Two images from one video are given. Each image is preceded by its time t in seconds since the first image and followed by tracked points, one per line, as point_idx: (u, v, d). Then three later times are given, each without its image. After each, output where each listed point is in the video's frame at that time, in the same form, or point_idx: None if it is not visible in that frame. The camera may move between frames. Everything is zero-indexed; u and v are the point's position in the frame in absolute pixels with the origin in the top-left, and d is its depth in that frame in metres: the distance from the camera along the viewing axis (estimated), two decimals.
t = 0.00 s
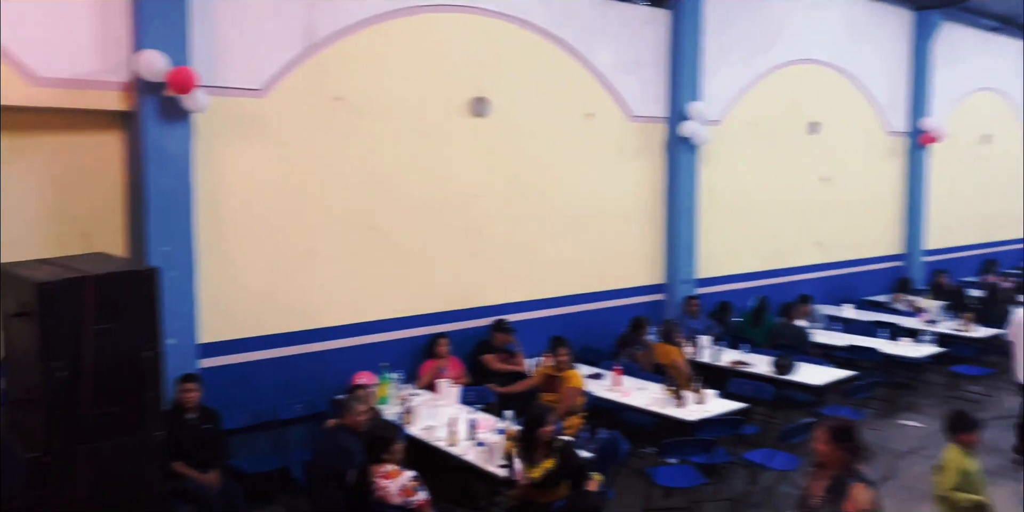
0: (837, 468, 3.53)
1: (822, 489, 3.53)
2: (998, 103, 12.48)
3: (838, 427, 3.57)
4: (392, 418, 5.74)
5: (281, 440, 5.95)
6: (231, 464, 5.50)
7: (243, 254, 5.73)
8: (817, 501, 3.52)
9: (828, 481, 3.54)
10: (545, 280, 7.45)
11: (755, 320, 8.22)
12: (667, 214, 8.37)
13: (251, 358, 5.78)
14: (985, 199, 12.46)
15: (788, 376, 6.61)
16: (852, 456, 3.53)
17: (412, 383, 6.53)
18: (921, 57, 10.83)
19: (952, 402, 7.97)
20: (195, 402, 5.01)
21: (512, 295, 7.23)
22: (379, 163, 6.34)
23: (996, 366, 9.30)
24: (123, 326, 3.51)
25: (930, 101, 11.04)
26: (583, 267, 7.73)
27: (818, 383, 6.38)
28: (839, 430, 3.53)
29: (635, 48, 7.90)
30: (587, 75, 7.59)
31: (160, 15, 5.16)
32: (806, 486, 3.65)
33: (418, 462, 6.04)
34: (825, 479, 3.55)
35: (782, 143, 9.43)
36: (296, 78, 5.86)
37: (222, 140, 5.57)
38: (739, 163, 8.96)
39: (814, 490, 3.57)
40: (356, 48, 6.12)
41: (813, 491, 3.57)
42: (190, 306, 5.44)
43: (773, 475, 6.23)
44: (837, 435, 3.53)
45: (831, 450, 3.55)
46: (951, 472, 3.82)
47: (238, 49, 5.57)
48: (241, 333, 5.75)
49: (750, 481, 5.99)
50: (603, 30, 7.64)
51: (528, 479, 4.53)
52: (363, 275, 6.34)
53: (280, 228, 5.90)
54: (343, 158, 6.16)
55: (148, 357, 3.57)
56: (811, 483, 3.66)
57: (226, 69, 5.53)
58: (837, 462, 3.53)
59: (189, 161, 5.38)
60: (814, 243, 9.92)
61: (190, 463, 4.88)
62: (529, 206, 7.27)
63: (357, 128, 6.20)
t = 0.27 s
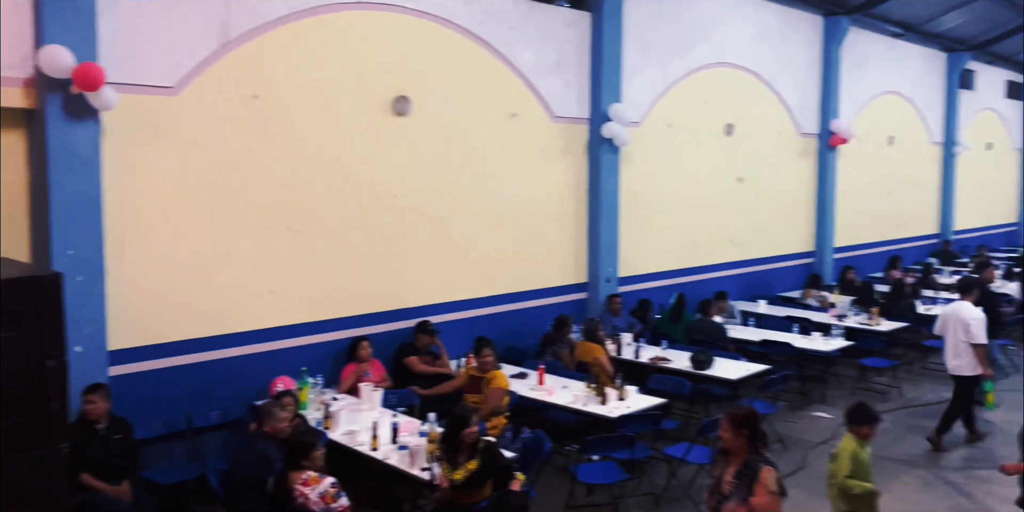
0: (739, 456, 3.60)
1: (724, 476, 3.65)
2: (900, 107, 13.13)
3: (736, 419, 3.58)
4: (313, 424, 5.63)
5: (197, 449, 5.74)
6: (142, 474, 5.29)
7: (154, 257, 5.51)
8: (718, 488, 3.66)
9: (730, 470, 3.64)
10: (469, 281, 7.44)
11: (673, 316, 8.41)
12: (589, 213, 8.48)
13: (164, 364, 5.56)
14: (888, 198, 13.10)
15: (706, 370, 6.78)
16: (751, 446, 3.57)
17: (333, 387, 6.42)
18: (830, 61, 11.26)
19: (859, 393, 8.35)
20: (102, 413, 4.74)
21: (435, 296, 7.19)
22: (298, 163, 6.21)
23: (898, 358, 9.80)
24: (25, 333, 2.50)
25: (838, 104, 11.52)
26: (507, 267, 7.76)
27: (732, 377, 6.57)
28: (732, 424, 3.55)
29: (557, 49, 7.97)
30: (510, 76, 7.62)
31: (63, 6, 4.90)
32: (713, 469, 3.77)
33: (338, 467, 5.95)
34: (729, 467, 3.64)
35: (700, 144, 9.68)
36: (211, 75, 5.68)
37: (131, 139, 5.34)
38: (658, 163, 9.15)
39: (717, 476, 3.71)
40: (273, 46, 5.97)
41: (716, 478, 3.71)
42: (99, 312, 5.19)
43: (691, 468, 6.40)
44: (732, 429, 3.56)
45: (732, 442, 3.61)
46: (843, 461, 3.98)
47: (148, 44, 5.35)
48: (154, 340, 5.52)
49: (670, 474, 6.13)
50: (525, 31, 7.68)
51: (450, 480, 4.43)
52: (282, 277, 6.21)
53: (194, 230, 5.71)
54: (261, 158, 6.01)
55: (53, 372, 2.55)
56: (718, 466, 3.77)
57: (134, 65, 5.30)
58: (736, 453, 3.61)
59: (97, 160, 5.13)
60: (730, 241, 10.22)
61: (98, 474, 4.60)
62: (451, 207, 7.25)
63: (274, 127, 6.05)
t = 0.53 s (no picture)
0: (669, 458, 3.41)
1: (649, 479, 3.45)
2: (824, 109, 13.61)
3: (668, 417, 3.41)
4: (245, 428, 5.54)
5: (123, 458, 5.51)
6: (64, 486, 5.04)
7: (75, 261, 5.30)
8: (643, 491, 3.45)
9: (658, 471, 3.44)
10: (404, 282, 7.40)
11: (608, 315, 8.50)
12: (525, 214, 8.52)
13: (87, 372, 5.35)
14: (814, 197, 13.57)
15: (640, 367, 6.89)
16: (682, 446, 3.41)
17: (266, 392, 6.30)
18: (757, 65, 11.59)
19: (786, 387, 8.63)
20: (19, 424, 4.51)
21: (370, 297, 7.13)
22: (227, 164, 6.07)
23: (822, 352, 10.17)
24: None
25: (765, 106, 11.87)
26: (443, 268, 7.75)
27: (665, 374, 6.68)
28: (664, 423, 3.38)
29: (492, 50, 7.99)
30: (445, 76, 7.60)
31: None
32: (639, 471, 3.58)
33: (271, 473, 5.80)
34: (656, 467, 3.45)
35: (634, 145, 9.84)
36: (135, 72, 5.49)
37: (48, 138, 5.12)
38: (593, 164, 9.27)
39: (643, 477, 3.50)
40: (200, 43, 5.81)
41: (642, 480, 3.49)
42: (16, 319, 4.94)
43: (626, 465, 6.52)
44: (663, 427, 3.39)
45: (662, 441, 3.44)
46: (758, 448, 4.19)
47: (66, 39, 5.14)
48: (76, 347, 5.31)
49: (604, 471, 6.24)
50: (459, 32, 7.67)
51: (388, 485, 4.25)
52: (212, 281, 6.05)
53: (118, 233, 5.51)
54: (188, 158, 5.83)
55: None
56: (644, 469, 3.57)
57: (52, 61, 5.09)
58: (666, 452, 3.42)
59: (12, 160, 4.91)
60: (663, 239, 10.43)
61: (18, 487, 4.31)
62: (386, 208, 7.19)
63: (202, 126, 5.89)
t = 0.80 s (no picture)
0: (616, 451, 3.31)
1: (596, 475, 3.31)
2: (764, 111, 13.93)
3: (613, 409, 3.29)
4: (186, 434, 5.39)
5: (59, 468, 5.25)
6: None
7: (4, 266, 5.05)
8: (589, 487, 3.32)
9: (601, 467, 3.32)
10: (349, 284, 7.33)
11: (556, 315, 8.61)
12: (471, 214, 8.51)
13: (18, 380, 5.11)
14: (754, 197, 13.88)
15: (587, 366, 6.92)
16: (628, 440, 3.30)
17: (207, 397, 6.16)
18: (699, 67, 11.81)
19: (729, 383, 8.81)
20: None
21: (314, 300, 7.04)
22: (166, 163, 5.89)
23: (763, 349, 10.41)
24: None
25: (708, 108, 12.10)
26: (389, 269, 7.69)
27: (611, 372, 6.74)
28: (611, 417, 3.23)
29: (437, 50, 7.96)
30: (390, 76, 7.54)
31: None
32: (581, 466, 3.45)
33: (213, 482, 5.64)
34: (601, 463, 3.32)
35: (580, 146, 9.92)
36: (69, 68, 5.27)
37: None
38: (540, 164, 9.32)
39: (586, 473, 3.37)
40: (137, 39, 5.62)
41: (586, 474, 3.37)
42: None
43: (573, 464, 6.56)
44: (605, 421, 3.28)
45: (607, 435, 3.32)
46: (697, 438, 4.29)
47: None
48: (6, 355, 5.06)
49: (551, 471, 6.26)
50: (405, 31, 7.62)
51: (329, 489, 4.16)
52: (150, 285, 5.86)
53: (51, 235, 5.27)
54: (125, 158, 5.64)
55: None
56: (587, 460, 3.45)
57: None
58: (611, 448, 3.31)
59: None
60: (608, 239, 10.54)
61: None
62: (330, 209, 7.11)
63: (140, 125, 5.70)
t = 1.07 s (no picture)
0: (563, 461, 3.07)
1: (541, 488, 3.06)
2: (703, 112, 14.20)
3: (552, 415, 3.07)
4: (117, 442, 5.17)
5: None
6: None
7: None
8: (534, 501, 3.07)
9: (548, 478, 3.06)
10: (288, 286, 7.21)
11: (498, 314, 8.58)
12: (413, 214, 8.46)
13: None
14: (694, 197, 14.15)
15: (530, 366, 6.92)
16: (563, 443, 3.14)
17: (140, 403, 5.98)
18: (639, 69, 11.97)
19: (669, 380, 8.96)
20: None
21: (251, 302, 6.90)
22: (96, 164, 5.68)
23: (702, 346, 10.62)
24: None
25: (647, 110, 12.28)
26: (329, 271, 7.59)
27: (553, 372, 6.77)
28: (558, 429, 3.00)
29: (378, 48, 7.88)
30: (329, 74, 7.43)
31: None
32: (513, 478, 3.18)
33: (145, 490, 5.50)
34: (547, 475, 3.08)
35: (522, 146, 9.95)
36: None
37: None
38: (482, 164, 9.31)
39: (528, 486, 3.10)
40: (65, 34, 5.40)
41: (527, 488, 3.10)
42: None
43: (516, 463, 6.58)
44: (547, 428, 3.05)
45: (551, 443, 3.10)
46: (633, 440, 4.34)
47: None
48: None
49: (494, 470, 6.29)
50: (344, 29, 7.52)
51: (266, 495, 4.04)
52: (79, 289, 5.63)
53: None
54: (52, 158, 5.41)
55: None
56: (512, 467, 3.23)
57: None
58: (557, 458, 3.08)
59: None
60: (551, 239, 10.60)
61: None
62: (268, 209, 6.98)
63: (68, 124, 5.48)
